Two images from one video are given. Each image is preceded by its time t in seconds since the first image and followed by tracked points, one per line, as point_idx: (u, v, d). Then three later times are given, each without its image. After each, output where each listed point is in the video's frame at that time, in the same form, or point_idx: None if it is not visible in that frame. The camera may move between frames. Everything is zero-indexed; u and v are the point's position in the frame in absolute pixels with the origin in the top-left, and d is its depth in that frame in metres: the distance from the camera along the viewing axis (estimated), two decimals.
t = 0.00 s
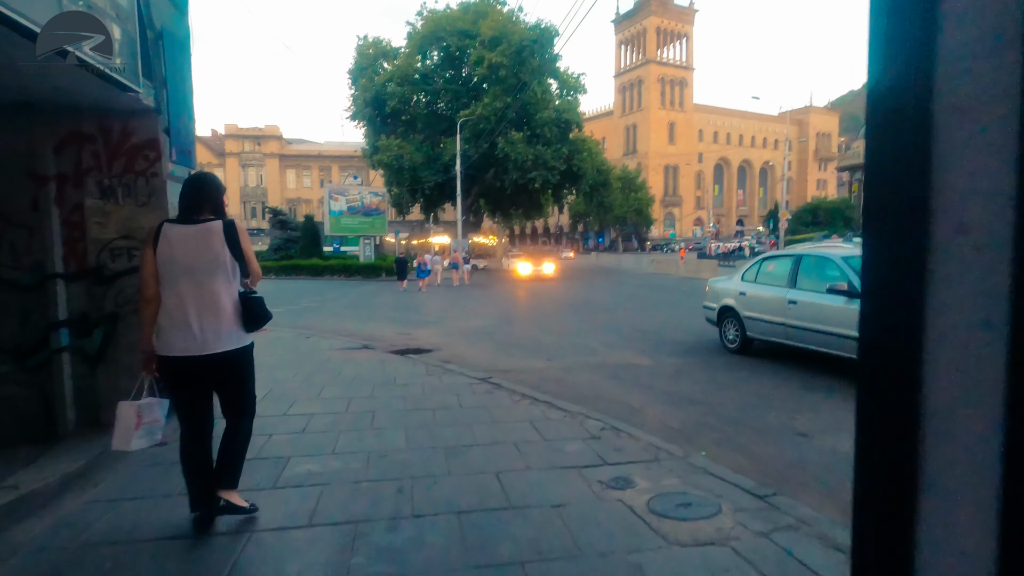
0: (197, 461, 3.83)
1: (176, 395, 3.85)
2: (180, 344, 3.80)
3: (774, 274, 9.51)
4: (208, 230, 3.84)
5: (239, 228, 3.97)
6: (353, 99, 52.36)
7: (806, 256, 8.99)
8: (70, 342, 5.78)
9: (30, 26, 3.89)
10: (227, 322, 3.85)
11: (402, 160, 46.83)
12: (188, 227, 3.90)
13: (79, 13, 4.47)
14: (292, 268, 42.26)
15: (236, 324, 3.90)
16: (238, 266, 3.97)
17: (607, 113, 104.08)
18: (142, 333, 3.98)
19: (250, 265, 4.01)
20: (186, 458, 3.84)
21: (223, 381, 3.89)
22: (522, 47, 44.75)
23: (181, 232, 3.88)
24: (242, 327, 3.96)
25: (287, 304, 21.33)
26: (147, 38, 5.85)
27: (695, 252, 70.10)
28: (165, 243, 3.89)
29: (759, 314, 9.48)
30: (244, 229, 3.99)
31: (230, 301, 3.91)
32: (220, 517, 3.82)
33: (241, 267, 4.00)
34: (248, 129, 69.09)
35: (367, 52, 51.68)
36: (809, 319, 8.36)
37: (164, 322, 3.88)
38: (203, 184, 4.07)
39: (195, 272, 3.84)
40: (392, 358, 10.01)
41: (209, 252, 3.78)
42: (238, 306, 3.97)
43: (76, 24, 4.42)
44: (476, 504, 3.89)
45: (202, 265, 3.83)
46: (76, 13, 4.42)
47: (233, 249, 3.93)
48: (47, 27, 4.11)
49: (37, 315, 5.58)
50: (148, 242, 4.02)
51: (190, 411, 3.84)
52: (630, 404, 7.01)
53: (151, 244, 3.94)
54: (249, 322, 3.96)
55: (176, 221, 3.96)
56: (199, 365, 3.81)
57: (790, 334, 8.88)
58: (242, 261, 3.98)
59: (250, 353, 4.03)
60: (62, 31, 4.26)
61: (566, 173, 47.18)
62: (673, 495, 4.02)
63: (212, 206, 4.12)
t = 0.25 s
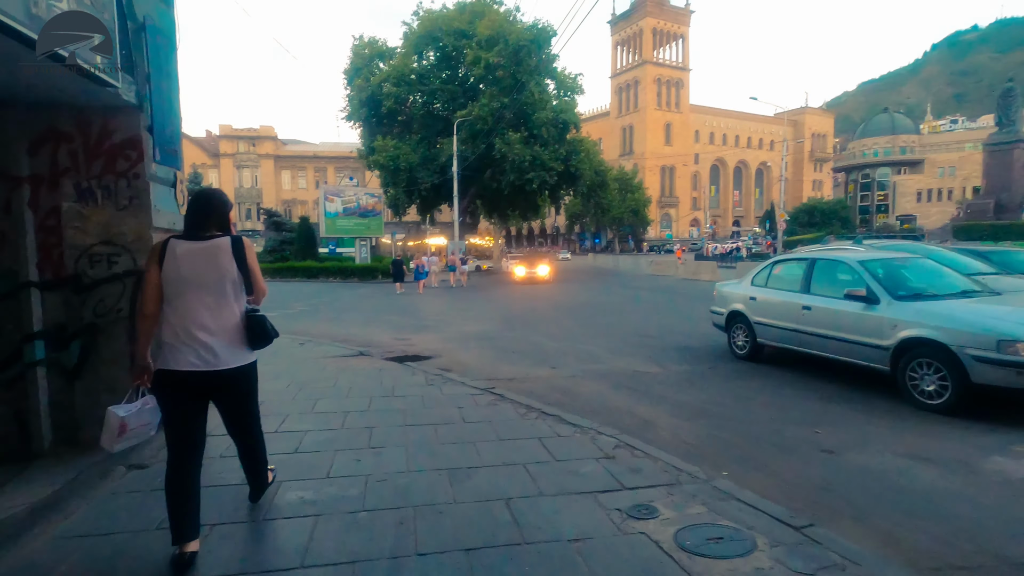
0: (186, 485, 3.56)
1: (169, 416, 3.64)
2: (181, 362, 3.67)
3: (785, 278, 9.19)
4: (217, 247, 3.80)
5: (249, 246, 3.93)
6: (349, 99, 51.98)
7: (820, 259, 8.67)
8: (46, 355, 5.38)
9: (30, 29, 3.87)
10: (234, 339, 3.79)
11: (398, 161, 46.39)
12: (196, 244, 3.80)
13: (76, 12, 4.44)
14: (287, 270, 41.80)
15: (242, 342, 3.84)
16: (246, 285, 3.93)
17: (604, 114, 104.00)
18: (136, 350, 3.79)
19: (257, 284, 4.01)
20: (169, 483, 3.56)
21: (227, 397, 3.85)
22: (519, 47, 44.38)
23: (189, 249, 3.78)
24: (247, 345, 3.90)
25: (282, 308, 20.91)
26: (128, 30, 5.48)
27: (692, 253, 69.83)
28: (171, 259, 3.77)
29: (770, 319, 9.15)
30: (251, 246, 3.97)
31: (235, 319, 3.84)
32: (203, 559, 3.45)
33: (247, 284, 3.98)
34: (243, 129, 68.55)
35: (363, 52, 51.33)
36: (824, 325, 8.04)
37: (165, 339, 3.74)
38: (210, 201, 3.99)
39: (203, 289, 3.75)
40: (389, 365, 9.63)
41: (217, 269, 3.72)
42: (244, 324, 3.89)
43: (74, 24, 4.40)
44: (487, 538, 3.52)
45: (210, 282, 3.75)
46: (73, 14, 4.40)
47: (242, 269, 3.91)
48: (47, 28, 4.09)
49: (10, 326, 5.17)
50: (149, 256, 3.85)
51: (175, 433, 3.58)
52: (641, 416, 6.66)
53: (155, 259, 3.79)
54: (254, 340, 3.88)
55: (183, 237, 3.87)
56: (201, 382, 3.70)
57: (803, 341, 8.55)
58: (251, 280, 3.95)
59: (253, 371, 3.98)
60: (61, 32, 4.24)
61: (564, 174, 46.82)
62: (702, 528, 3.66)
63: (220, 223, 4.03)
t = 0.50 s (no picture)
0: (190, 475, 3.57)
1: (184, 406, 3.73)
2: (194, 358, 3.71)
3: (795, 277, 8.91)
4: (228, 246, 3.83)
5: (260, 245, 3.94)
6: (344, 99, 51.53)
7: (831, 258, 8.40)
8: (17, 359, 4.98)
9: (29, 28, 3.91)
10: (244, 336, 3.80)
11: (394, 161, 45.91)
12: (207, 241, 3.81)
13: (83, 15, 4.46)
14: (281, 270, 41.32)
15: (251, 340, 3.82)
16: (257, 282, 3.94)
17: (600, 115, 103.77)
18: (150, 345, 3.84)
19: (268, 282, 4.02)
20: (174, 471, 3.60)
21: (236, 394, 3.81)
22: (516, 46, 43.97)
23: (200, 246, 3.79)
24: (257, 341, 3.90)
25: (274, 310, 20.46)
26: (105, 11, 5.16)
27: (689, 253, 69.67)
28: (181, 254, 3.78)
29: (779, 320, 8.86)
30: (261, 243, 3.97)
31: (245, 317, 3.84)
32: None
33: (258, 282, 3.99)
34: (237, 129, 67.94)
35: (358, 51, 50.88)
36: (837, 326, 7.76)
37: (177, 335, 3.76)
38: (221, 198, 3.98)
39: (213, 286, 3.75)
40: (386, 369, 9.29)
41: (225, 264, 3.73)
42: (255, 321, 3.88)
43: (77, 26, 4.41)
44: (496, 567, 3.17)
45: (220, 279, 3.75)
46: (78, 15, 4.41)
47: (253, 265, 3.91)
48: (46, 28, 4.12)
49: None
50: (159, 251, 3.86)
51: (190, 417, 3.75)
52: (651, 423, 6.33)
53: (166, 255, 3.79)
54: (265, 336, 3.88)
55: (194, 234, 3.87)
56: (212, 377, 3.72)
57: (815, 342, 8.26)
58: (262, 277, 3.96)
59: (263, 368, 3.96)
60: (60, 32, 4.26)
61: (561, 174, 46.45)
62: (730, 552, 3.35)
63: (230, 221, 4.03)
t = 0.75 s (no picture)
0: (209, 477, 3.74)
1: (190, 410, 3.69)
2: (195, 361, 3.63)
3: (803, 282, 8.64)
4: (229, 247, 3.74)
5: (260, 248, 3.87)
6: (339, 99, 51.12)
7: (842, 262, 8.14)
8: None
9: (22, 33, 4.12)
10: (244, 340, 3.72)
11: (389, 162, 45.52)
12: (208, 243, 3.72)
13: (87, 16, 4.74)
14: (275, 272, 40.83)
15: (252, 343, 3.75)
16: (258, 285, 3.87)
17: (596, 117, 103.69)
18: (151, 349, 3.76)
19: (269, 286, 3.96)
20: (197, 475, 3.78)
21: (234, 402, 3.69)
22: (512, 46, 43.61)
23: (200, 248, 3.70)
24: (257, 345, 3.81)
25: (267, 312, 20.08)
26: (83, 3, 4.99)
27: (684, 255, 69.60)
28: (180, 256, 3.68)
29: (788, 327, 8.58)
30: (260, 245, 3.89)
31: (245, 320, 3.75)
32: None
33: (258, 285, 3.91)
34: (231, 129, 67.37)
35: (353, 51, 50.48)
36: (849, 333, 7.49)
37: (178, 340, 3.67)
38: (222, 200, 3.90)
39: (215, 290, 3.67)
40: (381, 376, 8.97)
41: (227, 268, 3.65)
42: (255, 324, 3.81)
43: (82, 26, 4.68)
44: None
45: (222, 284, 3.67)
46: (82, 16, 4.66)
47: (253, 269, 3.85)
48: (46, 27, 4.33)
49: None
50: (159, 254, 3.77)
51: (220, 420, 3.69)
52: (660, 437, 6.04)
53: (166, 258, 3.68)
54: (265, 340, 3.81)
55: (194, 237, 3.77)
56: (212, 382, 3.64)
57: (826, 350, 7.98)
58: (263, 280, 3.89)
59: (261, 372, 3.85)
60: (65, 32, 4.50)
61: (558, 176, 46.12)
62: None
63: (231, 223, 3.95)
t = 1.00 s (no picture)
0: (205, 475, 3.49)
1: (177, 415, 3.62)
2: (172, 369, 3.54)
3: (808, 282, 8.37)
4: (205, 253, 3.61)
5: (239, 252, 3.74)
6: (331, 99, 50.65)
7: (849, 261, 7.87)
8: None
9: (28, 37, 4.30)
10: (221, 348, 3.60)
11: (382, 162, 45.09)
12: (185, 249, 3.61)
13: (88, 16, 4.97)
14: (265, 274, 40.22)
15: (230, 351, 3.65)
16: (235, 291, 3.74)
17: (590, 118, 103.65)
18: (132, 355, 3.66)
19: (249, 290, 3.83)
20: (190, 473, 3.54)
21: (219, 408, 3.61)
22: (506, 46, 43.29)
23: (176, 254, 3.59)
24: (236, 352, 3.71)
25: (256, 314, 19.64)
26: None
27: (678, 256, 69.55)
28: (159, 263, 3.60)
29: (793, 327, 8.29)
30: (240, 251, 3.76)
31: (222, 328, 3.63)
32: None
33: (237, 291, 3.78)
34: (222, 129, 66.71)
35: (345, 50, 50.05)
36: (858, 334, 7.20)
37: (158, 348, 3.59)
38: (201, 204, 3.77)
39: (193, 296, 3.57)
40: (372, 381, 8.61)
41: (207, 270, 3.53)
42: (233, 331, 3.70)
43: (81, 27, 4.90)
44: None
45: (199, 290, 3.58)
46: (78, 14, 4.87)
47: (231, 274, 3.72)
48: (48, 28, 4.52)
49: None
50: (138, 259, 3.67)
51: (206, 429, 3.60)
52: (665, 444, 5.71)
53: (144, 264, 3.59)
54: (245, 347, 3.69)
55: (172, 242, 3.67)
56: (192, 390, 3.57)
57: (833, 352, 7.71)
58: (241, 285, 3.76)
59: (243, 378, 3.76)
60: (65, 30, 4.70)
61: (552, 176, 45.80)
62: None
63: (211, 227, 3.83)
